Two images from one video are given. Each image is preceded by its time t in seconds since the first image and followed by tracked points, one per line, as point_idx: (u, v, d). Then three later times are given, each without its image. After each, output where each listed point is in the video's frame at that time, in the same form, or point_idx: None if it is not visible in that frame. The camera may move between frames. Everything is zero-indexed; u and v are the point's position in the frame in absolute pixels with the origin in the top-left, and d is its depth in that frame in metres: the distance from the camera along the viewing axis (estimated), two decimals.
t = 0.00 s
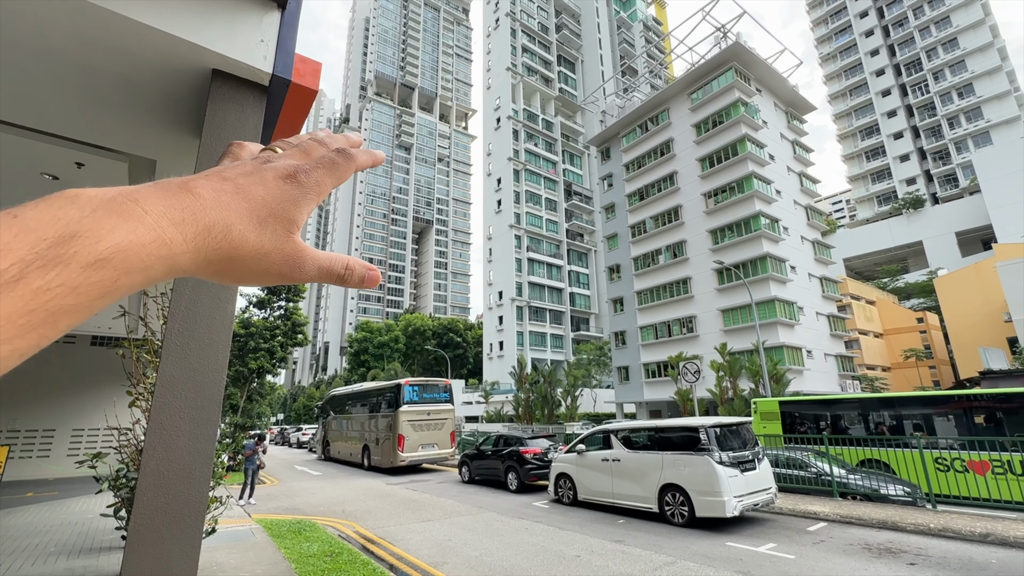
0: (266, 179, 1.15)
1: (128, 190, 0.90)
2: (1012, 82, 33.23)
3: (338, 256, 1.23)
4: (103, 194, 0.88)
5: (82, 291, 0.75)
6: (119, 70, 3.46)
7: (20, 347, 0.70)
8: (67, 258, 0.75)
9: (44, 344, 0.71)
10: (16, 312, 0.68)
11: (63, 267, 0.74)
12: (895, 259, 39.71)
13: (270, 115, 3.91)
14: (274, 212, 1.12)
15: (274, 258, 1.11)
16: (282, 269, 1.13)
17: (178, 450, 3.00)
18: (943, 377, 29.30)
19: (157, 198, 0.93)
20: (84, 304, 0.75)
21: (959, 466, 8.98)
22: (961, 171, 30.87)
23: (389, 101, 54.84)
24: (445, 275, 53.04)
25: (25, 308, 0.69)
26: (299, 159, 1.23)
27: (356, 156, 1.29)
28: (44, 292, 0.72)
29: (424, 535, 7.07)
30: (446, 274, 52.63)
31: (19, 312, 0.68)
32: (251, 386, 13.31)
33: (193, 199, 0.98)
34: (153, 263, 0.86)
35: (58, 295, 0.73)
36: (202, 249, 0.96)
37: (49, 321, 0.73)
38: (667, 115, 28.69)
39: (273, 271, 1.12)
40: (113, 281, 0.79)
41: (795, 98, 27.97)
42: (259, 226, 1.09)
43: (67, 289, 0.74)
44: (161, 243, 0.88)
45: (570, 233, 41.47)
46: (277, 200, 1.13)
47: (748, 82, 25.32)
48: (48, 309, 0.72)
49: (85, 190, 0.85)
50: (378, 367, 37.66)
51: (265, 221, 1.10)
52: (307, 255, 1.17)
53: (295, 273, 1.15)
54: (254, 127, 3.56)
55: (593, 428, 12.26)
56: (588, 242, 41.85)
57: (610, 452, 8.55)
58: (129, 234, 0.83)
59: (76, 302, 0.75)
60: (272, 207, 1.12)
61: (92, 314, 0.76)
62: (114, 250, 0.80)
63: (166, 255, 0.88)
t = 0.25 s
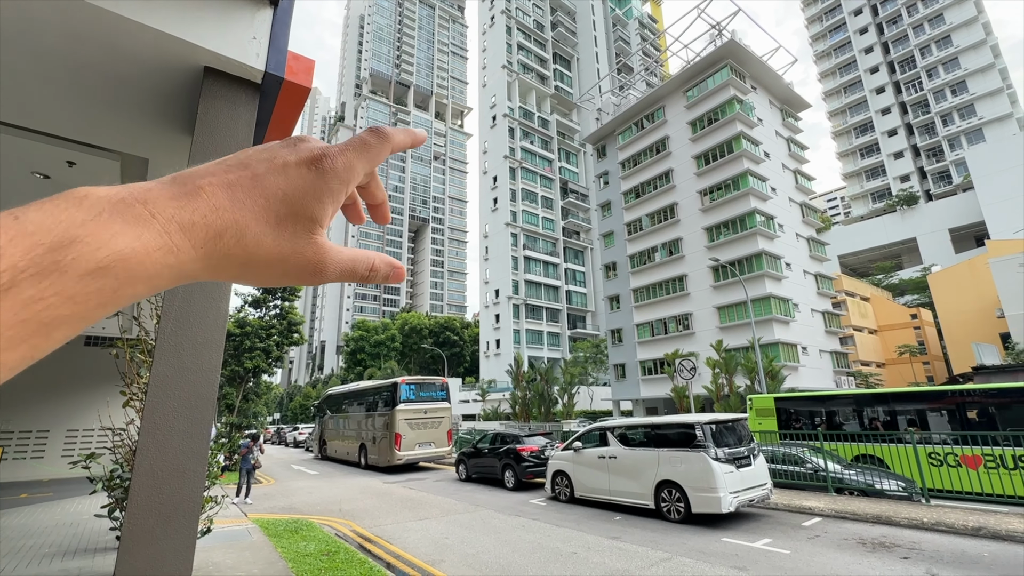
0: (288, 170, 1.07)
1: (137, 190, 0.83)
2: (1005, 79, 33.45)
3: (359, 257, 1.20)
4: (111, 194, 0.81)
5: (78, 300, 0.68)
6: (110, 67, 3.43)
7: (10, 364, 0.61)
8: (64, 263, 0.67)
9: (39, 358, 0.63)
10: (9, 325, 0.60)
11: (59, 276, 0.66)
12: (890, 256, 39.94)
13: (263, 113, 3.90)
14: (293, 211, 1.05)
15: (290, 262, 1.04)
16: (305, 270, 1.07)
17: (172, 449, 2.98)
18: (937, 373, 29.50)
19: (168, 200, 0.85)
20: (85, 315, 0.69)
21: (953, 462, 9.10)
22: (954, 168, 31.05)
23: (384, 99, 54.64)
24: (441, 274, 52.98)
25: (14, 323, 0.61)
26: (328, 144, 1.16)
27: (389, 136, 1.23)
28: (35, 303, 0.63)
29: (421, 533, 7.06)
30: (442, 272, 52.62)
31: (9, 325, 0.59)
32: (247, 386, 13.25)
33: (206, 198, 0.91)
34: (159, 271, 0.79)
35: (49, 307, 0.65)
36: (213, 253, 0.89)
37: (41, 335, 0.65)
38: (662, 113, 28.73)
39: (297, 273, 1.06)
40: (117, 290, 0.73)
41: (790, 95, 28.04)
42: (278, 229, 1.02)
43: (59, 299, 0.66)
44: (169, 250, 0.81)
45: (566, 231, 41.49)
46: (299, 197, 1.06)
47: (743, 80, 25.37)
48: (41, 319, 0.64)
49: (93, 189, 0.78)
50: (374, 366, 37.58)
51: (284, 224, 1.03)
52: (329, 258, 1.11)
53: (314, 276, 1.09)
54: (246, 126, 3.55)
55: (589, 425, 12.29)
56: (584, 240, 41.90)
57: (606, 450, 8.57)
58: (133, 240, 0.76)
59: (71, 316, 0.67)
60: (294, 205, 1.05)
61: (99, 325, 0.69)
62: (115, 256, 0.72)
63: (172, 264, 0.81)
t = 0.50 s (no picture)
0: (332, 223, 0.86)
1: (142, 274, 0.70)
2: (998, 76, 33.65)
3: (425, 319, 0.96)
4: (123, 272, 0.71)
5: (44, 422, 0.60)
6: (101, 65, 3.39)
7: None
8: (33, 379, 0.59)
9: None
10: None
11: (25, 396, 0.59)
12: (885, 253, 40.13)
13: (256, 112, 3.89)
14: (333, 279, 0.84)
15: (335, 339, 0.85)
16: (356, 346, 0.87)
17: (165, 450, 2.97)
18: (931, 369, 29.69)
19: (182, 282, 0.72)
20: (61, 434, 0.62)
21: (947, 457, 9.14)
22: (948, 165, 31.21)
23: (380, 97, 54.48)
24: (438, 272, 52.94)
25: None
26: (383, 179, 0.91)
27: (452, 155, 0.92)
28: None
29: (419, 532, 7.06)
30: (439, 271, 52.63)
31: None
32: (244, 385, 13.24)
33: (223, 274, 0.75)
34: (156, 370, 0.68)
35: (10, 432, 0.58)
36: (225, 344, 0.74)
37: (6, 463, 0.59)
38: (658, 111, 28.78)
39: (347, 349, 0.86)
40: (103, 400, 0.64)
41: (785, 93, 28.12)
42: (313, 305, 0.82)
43: (18, 424, 0.58)
44: (169, 350, 0.68)
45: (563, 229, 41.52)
46: (341, 258, 0.85)
47: (738, 77, 25.42)
48: (7, 443, 0.58)
49: (96, 270, 0.69)
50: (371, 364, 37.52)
51: (322, 297, 0.84)
52: (381, 330, 0.89)
53: (369, 351, 0.88)
54: (239, 123, 3.52)
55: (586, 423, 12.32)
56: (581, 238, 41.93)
57: (603, 447, 8.59)
58: (121, 342, 0.64)
59: (44, 437, 0.61)
60: (334, 268, 0.84)
61: (82, 439, 0.63)
62: (97, 362, 0.62)
63: (172, 363, 0.69)
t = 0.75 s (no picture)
0: (366, 305, 0.87)
1: (173, 330, 0.72)
2: (995, 74, 33.70)
3: (428, 405, 1.01)
4: (152, 319, 0.73)
5: (68, 466, 0.62)
6: (97, 65, 3.39)
7: (1, 529, 0.59)
8: (59, 433, 0.60)
9: (18, 530, 0.59)
10: None
11: (47, 447, 0.60)
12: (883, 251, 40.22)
13: (252, 112, 3.90)
14: (357, 354, 0.87)
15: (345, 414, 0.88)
16: (361, 424, 0.91)
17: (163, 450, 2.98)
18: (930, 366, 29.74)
19: (209, 339, 0.74)
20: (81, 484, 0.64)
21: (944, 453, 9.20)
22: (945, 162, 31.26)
23: (378, 96, 54.38)
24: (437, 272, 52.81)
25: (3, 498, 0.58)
26: (428, 270, 0.91)
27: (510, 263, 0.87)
28: (16, 480, 0.59)
29: (418, 531, 7.06)
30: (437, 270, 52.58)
31: None
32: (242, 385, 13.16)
33: (250, 336, 0.76)
34: (176, 426, 0.70)
35: (28, 480, 0.60)
36: (245, 407, 0.76)
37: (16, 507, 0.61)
38: (656, 109, 28.77)
39: (356, 426, 0.89)
40: (127, 448, 0.66)
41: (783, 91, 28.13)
42: (331, 378, 0.85)
43: (40, 473, 0.60)
44: (193, 410, 0.71)
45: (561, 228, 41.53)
46: (368, 340, 0.86)
47: (736, 75, 25.42)
48: (24, 488, 0.60)
49: (128, 318, 0.70)
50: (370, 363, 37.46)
51: (342, 374, 0.86)
52: (390, 413, 0.93)
53: (372, 427, 0.92)
54: (234, 122, 3.52)
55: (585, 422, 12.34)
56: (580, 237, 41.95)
57: (602, 445, 8.61)
58: (147, 397, 0.66)
59: (57, 487, 0.62)
60: (357, 350, 0.86)
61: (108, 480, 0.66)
62: (119, 418, 0.64)
63: (194, 421, 0.71)
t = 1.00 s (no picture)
0: (301, 139, 0.90)
1: (112, 186, 0.70)
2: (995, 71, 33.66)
3: (407, 236, 1.01)
4: (94, 188, 0.70)
5: (46, 321, 0.60)
6: (95, 65, 3.38)
7: None
8: (28, 279, 0.57)
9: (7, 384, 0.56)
10: None
11: (17, 294, 0.56)
12: (883, 249, 40.24)
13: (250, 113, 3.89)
14: (312, 189, 0.89)
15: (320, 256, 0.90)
16: (340, 263, 0.92)
17: (164, 451, 2.97)
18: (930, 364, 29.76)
19: (153, 196, 0.73)
20: (54, 342, 0.62)
21: (945, 451, 9.18)
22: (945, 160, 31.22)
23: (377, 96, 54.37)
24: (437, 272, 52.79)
25: None
26: (348, 94, 0.95)
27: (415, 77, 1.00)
28: None
29: (419, 531, 7.06)
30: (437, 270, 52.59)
31: None
32: (243, 386, 13.13)
33: (197, 189, 0.77)
34: (147, 282, 0.69)
35: (9, 334, 0.57)
36: (208, 255, 0.76)
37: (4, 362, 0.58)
38: (656, 108, 28.72)
39: (336, 263, 0.91)
40: (100, 304, 0.64)
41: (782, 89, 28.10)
42: (287, 220, 0.86)
43: (18, 325, 0.57)
44: (157, 257, 0.70)
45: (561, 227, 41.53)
46: (316, 172, 0.89)
47: (735, 74, 25.39)
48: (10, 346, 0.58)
49: (74, 185, 0.68)
50: (371, 364, 37.49)
51: (302, 212, 0.88)
52: (363, 243, 0.94)
53: (353, 268, 0.93)
54: (233, 122, 3.52)
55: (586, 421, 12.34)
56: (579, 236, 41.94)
57: (603, 445, 8.60)
58: (113, 248, 0.65)
59: (38, 339, 0.60)
60: (308, 181, 0.88)
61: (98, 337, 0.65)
62: (88, 267, 0.62)
63: (163, 267, 0.71)
